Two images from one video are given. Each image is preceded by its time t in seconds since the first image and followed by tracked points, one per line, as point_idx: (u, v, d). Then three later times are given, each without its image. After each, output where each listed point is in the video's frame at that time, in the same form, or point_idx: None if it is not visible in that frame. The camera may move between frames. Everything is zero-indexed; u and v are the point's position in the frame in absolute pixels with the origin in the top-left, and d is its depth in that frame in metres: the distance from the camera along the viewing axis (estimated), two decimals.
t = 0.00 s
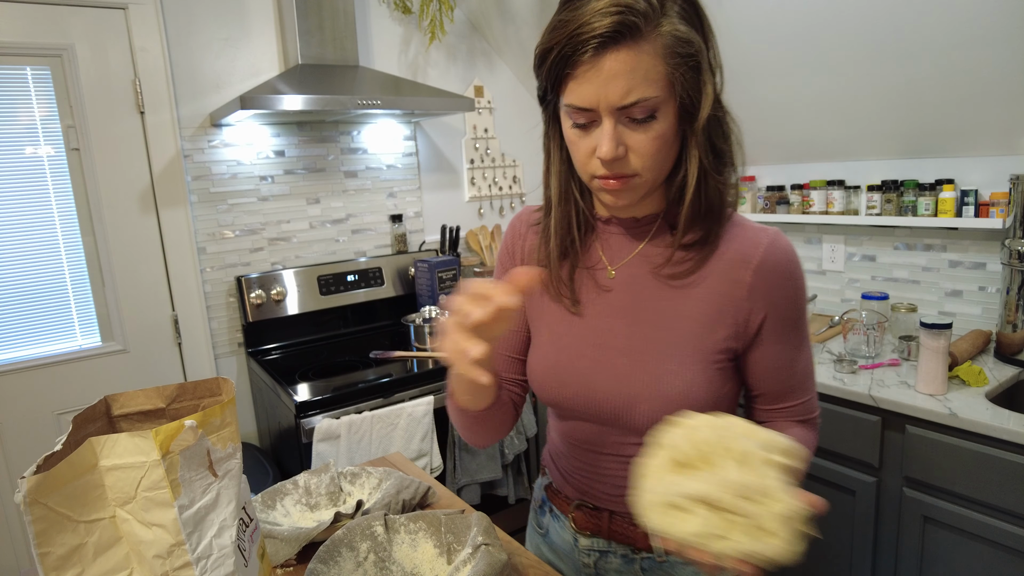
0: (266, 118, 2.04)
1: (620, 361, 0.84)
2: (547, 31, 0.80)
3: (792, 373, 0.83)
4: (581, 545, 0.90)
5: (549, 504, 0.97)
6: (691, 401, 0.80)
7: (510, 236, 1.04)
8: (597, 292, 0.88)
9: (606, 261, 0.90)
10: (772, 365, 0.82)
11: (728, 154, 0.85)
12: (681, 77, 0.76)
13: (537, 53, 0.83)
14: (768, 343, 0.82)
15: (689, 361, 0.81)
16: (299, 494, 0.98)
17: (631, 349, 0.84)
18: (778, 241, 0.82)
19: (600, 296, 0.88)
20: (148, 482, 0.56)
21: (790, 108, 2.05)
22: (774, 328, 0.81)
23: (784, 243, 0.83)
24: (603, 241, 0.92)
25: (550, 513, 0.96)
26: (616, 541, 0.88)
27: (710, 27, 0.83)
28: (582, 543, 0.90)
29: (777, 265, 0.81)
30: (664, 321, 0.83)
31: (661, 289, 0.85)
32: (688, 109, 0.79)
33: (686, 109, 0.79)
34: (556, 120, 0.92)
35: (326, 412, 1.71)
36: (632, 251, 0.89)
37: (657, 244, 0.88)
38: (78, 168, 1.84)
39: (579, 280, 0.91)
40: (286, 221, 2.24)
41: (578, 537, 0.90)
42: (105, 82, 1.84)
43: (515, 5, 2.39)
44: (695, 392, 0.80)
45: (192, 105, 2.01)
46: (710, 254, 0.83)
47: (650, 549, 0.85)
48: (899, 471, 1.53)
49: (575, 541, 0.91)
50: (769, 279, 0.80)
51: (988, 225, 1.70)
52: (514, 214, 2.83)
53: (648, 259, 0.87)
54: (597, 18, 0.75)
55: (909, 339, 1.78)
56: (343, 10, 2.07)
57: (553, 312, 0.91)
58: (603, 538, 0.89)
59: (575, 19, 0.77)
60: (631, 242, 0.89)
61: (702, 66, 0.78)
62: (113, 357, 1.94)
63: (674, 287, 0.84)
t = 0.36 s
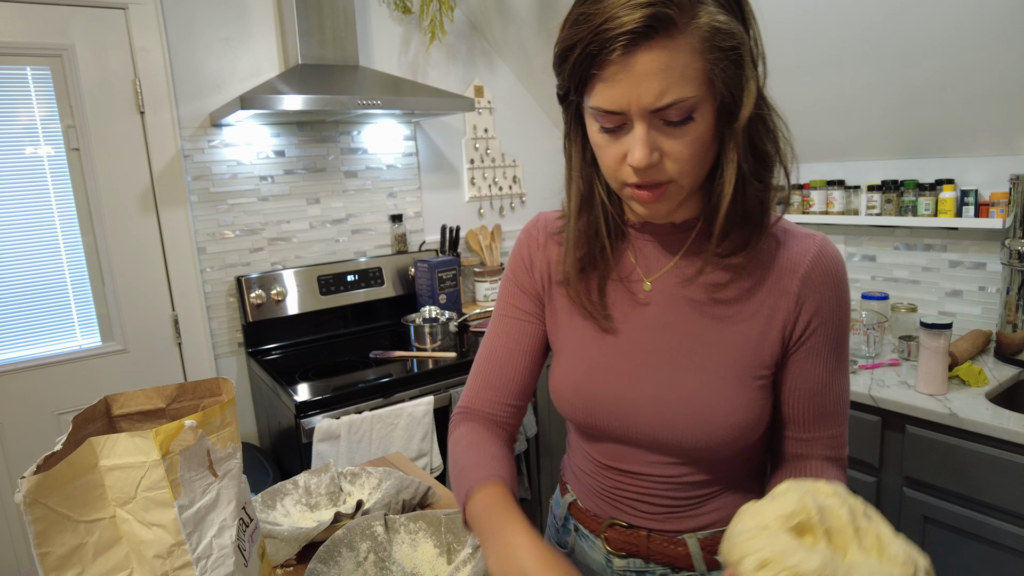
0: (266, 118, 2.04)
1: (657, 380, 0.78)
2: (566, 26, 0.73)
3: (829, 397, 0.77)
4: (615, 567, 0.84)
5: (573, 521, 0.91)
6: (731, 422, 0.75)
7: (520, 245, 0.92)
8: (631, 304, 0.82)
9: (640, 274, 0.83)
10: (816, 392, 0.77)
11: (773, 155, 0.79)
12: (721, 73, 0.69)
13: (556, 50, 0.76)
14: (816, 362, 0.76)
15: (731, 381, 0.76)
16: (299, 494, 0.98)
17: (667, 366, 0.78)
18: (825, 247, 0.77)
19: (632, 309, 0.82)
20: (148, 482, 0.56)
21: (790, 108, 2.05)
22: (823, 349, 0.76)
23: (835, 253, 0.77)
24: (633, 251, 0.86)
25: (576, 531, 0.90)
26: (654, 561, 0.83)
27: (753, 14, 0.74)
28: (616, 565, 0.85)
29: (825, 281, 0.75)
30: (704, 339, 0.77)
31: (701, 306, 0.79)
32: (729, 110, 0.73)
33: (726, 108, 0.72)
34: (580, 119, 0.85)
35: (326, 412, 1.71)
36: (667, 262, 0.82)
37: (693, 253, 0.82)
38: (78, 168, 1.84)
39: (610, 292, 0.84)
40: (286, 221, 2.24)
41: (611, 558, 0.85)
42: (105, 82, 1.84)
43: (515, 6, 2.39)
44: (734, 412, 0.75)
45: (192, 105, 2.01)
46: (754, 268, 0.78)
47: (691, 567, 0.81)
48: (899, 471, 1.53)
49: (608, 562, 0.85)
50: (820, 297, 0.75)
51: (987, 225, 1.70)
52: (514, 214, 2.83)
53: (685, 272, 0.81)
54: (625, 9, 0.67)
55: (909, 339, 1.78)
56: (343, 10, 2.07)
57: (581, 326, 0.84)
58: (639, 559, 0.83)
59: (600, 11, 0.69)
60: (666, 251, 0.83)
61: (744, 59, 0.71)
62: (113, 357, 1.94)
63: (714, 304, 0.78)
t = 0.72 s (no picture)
0: (266, 118, 2.04)
1: (650, 401, 0.76)
2: (550, 28, 0.70)
3: (810, 437, 0.69)
4: (626, 572, 0.84)
5: (578, 527, 0.91)
6: (725, 443, 0.74)
7: (501, 258, 0.87)
8: (625, 318, 0.80)
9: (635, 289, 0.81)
10: (807, 429, 0.69)
11: (768, 162, 0.76)
12: (718, 73, 0.68)
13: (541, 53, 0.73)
14: (811, 391, 0.70)
15: (724, 404, 0.74)
16: (299, 494, 0.98)
17: (661, 387, 0.76)
18: (825, 261, 0.73)
19: (625, 323, 0.80)
20: (148, 482, 0.56)
21: (790, 108, 2.05)
22: (819, 378, 0.70)
23: (835, 268, 0.73)
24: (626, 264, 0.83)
25: (581, 537, 0.90)
26: (664, 566, 0.82)
27: (745, 9, 0.73)
28: (625, 570, 0.85)
29: (822, 302, 0.71)
30: (698, 358, 0.76)
31: (696, 326, 0.77)
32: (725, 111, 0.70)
33: (724, 109, 0.70)
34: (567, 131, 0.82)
35: (326, 412, 1.71)
36: (660, 275, 0.80)
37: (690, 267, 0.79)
38: (78, 169, 1.84)
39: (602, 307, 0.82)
40: (286, 222, 2.24)
41: (621, 562, 0.85)
42: (105, 82, 1.84)
43: (515, 6, 2.39)
44: (727, 434, 0.74)
45: (192, 105, 2.01)
46: (748, 284, 0.75)
47: (704, 570, 0.81)
48: (899, 471, 1.53)
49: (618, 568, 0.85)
50: (817, 317, 0.70)
51: (988, 225, 1.70)
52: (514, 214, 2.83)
53: (680, 288, 0.79)
54: (616, 8, 0.64)
55: (909, 339, 1.78)
56: (343, 10, 2.07)
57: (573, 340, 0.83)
58: (649, 564, 0.83)
59: (587, 9, 0.66)
60: (660, 264, 0.80)
61: (740, 57, 0.69)
62: (113, 357, 1.94)
63: (710, 323, 0.76)
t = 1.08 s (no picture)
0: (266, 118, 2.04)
1: (633, 412, 0.77)
2: (528, 41, 0.68)
3: (790, 452, 0.70)
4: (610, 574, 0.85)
5: (563, 531, 0.91)
6: (704, 455, 0.74)
7: (484, 260, 0.86)
8: (608, 331, 0.80)
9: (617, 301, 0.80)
10: (787, 445, 0.70)
11: (752, 176, 0.74)
12: (706, 86, 0.65)
13: (519, 66, 0.70)
14: (793, 405, 0.70)
15: (707, 417, 0.74)
16: (299, 494, 0.98)
17: (644, 399, 0.76)
18: (810, 275, 0.74)
19: (608, 335, 0.80)
20: (148, 482, 0.56)
21: (791, 108, 2.05)
22: (801, 392, 0.70)
23: (818, 283, 0.73)
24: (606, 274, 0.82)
25: (565, 540, 0.90)
26: (648, 568, 0.83)
27: (731, 13, 0.71)
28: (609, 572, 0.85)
29: (806, 315, 0.71)
30: (681, 370, 0.76)
31: (678, 339, 0.76)
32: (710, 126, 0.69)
33: (712, 123, 0.68)
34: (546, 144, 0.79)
35: (326, 412, 1.71)
36: (642, 289, 0.79)
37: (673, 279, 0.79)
38: (78, 169, 1.84)
39: (583, 318, 0.82)
40: (286, 221, 2.24)
41: (605, 565, 0.85)
42: (104, 82, 1.84)
43: (515, 6, 2.39)
44: (707, 447, 0.74)
45: (191, 105, 2.01)
46: (730, 298, 0.75)
47: (686, 571, 0.82)
48: (899, 471, 1.53)
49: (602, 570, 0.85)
50: (800, 332, 0.71)
51: (987, 225, 1.71)
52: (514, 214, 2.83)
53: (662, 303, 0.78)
54: (598, 21, 0.62)
55: (909, 339, 1.78)
56: (344, 10, 2.07)
57: (555, 352, 0.82)
58: (633, 566, 0.84)
59: (567, 22, 0.63)
60: (643, 277, 0.80)
61: (727, 69, 0.67)
62: (113, 357, 1.94)
63: (693, 338, 0.75)
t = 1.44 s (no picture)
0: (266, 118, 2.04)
1: (623, 423, 0.77)
2: (527, 54, 0.66)
3: (768, 473, 0.72)
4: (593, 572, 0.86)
5: (548, 529, 0.91)
6: (688, 467, 0.76)
7: (480, 258, 0.85)
8: (603, 345, 0.80)
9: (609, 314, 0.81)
10: (767, 466, 0.72)
11: (752, 196, 0.75)
12: (712, 106, 0.65)
13: (518, 80, 0.68)
14: (777, 427, 0.73)
15: (695, 431, 0.75)
16: (299, 494, 0.98)
17: (635, 411, 0.77)
18: (802, 303, 0.75)
19: (600, 349, 0.80)
20: (148, 482, 0.56)
21: (791, 108, 2.05)
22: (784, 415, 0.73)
23: (809, 310, 0.75)
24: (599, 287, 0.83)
25: (550, 539, 0.91)
26: (630, 566, 0.84)
27: (738, 26, 0.70)
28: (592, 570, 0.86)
29: (795, 343, 0.73)
30: (674, 385, 0.76)
31: (671, 355, 0.77)
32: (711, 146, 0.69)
33: (717, 145, 0.68)
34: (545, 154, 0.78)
35: (326, 412, 1.71)
36: (634, 303, 0.80)
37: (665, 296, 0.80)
38: (78, 169, 1.84)
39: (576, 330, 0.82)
40: (286, 221, 2.24)
41: (588, 564, 0.86)
42: (104, 82, 1.84)
43: (515, 6, 2.39)
44: (693, 458, 0.75)
45: (191, 105, 2.01)
46: (725, 319, 0.76)
47: (667, 569, 0.83)
48: (899, 471, 1.53)
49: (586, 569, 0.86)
50: (787, 362, 0.73)
51: (987, 225, 1.71)
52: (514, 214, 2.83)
53: (654, 319, 0.79)
54: (601, 38, 0.60)
55: (909, 340, 1.78)
56: (344, 10, 2.07)
57: (546, 363, 0.82)
58: (615, 564, 0.85)
59: (569, 37, 0.61)
60: (635, 291, 0.80)
61: (731, 89, 0.67)
62: (113, 357, 1.94)
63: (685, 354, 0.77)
